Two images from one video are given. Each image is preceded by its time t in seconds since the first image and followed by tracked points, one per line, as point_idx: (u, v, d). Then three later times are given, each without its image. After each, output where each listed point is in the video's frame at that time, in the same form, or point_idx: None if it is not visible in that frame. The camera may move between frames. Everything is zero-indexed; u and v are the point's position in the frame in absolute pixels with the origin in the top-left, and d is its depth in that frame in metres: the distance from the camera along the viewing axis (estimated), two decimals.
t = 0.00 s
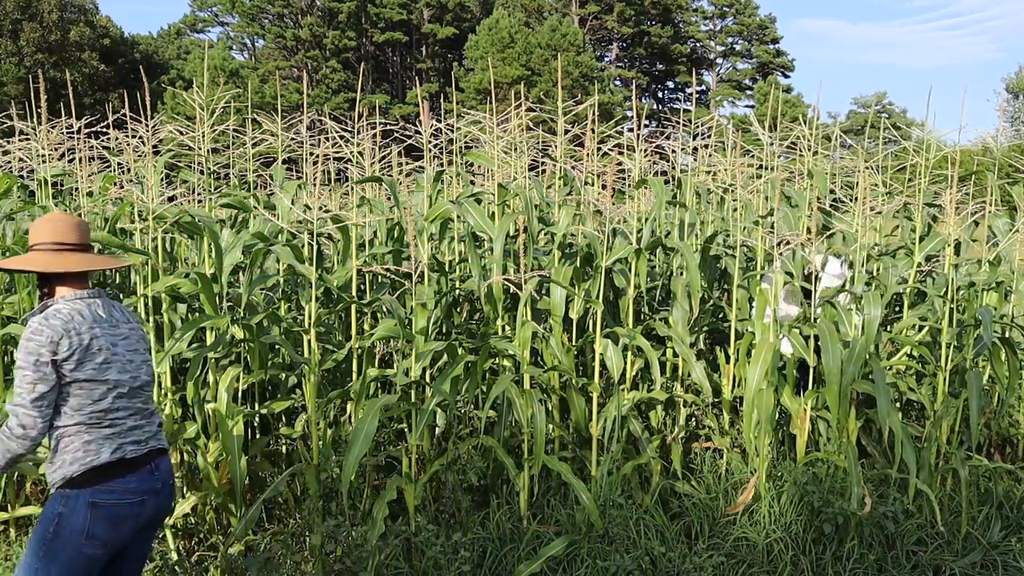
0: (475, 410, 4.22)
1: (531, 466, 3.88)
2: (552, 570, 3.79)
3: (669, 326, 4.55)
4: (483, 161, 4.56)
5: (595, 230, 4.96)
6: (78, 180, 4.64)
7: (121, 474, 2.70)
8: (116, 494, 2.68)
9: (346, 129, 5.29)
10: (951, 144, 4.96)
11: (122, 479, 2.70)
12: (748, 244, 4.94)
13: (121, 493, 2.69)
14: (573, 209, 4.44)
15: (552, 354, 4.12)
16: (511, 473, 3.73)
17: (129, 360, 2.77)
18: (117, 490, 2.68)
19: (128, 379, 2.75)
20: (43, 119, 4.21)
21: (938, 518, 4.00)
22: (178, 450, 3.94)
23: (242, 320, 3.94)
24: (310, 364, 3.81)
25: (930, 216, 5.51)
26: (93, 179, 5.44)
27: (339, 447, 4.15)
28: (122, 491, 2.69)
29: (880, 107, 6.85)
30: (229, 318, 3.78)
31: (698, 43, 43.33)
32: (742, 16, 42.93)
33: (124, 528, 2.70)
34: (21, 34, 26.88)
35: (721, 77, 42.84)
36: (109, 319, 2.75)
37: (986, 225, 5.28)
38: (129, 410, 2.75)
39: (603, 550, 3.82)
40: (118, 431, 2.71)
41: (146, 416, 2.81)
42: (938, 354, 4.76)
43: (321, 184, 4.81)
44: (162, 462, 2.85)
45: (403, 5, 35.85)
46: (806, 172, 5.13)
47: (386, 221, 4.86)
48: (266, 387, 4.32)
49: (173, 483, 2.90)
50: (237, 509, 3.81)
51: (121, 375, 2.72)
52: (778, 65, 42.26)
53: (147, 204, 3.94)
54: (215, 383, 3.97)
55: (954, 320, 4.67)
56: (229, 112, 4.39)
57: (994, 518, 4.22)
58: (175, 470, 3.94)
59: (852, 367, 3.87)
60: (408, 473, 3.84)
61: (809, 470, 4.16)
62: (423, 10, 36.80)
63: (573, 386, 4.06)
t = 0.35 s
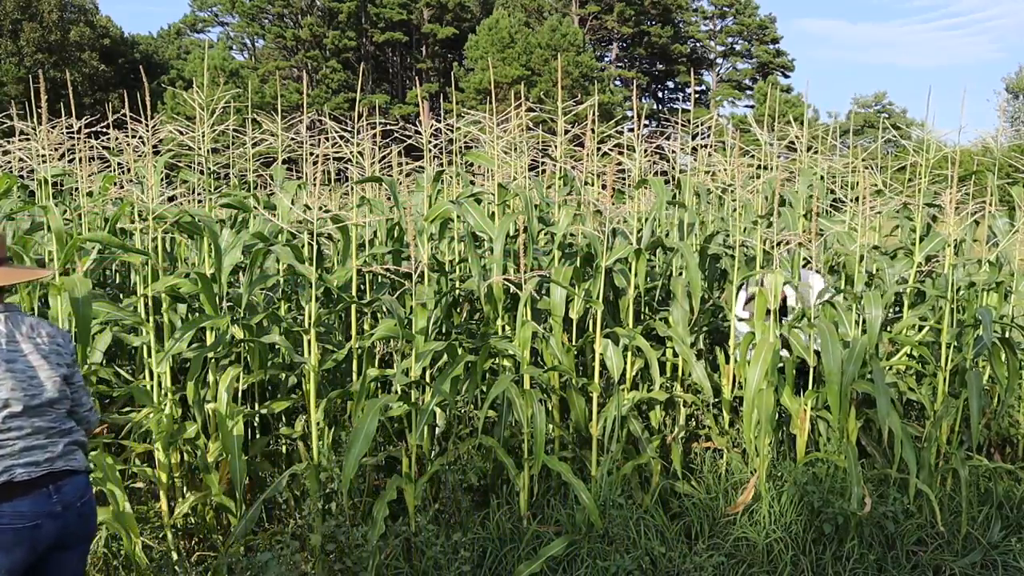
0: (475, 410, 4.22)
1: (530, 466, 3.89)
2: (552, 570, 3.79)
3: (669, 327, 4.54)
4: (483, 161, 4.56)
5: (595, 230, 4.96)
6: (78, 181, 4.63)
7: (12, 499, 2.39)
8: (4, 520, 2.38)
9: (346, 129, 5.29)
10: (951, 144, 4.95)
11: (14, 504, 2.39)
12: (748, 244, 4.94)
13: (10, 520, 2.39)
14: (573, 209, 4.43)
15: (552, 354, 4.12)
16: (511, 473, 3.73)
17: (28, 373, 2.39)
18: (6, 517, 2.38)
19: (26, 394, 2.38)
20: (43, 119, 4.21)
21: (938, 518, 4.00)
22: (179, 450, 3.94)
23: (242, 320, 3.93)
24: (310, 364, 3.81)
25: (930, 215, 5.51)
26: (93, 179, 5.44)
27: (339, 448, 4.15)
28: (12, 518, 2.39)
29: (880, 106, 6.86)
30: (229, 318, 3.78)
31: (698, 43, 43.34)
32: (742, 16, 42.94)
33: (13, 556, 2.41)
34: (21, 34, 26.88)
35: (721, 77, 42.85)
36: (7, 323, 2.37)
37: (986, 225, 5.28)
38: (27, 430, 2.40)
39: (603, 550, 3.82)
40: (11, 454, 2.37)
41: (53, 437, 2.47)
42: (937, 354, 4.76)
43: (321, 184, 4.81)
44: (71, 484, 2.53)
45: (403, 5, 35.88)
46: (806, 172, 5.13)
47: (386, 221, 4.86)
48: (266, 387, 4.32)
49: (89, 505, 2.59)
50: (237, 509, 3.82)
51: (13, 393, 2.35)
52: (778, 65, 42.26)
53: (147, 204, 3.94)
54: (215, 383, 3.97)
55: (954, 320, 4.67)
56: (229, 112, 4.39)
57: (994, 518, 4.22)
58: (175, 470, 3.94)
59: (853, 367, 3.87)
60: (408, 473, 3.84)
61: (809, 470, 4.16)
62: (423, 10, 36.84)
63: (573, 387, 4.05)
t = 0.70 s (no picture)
0: (475, 410, 4.22)
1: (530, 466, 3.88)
2: (552, 570, 3.79)
3: (669, 327, 4.54)
4: (483, 161, 4.55)
5: (596, 230, 4.96)
6: (78, 181, 4.64)
7: None
8: None
9: (346, 130, 5.29)
10: (951, 144, 4.95)
11: None
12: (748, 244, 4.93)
13: None
14: (573, 209, 4.42)
15: (552, 354, 4.12)
16: (511, 473, 3.73)
17: None
18: None
19: None
20: (43, 118, 4.21)
21: (938, 518, 4.00)
22: (179, 450, 3.94)
23: (242, 320, 3.93)
24: (311, 364, 3.81)
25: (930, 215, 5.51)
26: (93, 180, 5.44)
27: (339, 448, 4.15)
28: None
29: (880, 106, 6.85)
30: (229, 318, 3.78)
31: (698, 43, 43.34)
32: (742, 16, 42.94)
33: None
34: (21, 34, 26.88)
35: (721, 77, 42.86)
36: None
37: (986, 225, 5.28)
38: None
39: (603, 550, 3.81)
40: None
41: (0, 425, 2.61)
42: (938, 354, 4.76)
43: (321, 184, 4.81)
44: (2, 486, 2.58)
45: (403, 5, 35.91)
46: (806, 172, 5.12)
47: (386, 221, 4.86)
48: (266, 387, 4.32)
49: (17, 511, 2.62)
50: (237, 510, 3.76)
51: None
52: (778, 65, 42.27)
53: (147, 204, 3.93)
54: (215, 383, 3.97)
55: (954, 320, 4.67)
56: (229, 112, 4.39)
57: (994, 518, 4.22)
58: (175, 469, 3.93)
59: (853, 367, 3.87)
60: (408, 473, 3.84)
61: (809, 470, 4.16)
62: (423, 10, 36.87)
63: (573, 387, 4.05)
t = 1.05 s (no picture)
0: (475, 410, 4.22)
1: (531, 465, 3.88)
2: (552, 570, 3.79)
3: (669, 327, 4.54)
4: (483, 161, 4.55)
5: (595, 230, 4.96)
6: (78, 180, 4.64)
7: None
8: None
9: (346, 130, 5.29)
10: (951, 144, 4.95)
11: None
12: (748, 243, 4.94)
13: None
14: (573, 209, 4.42)
15: (552, 354, 4.11)
16: (511, 473, 3.73)
17: None
18: None
19: None
20: (44, 118, 4.21)
21: (938, 518, 4.00)
22: (179, 450, 3.94)
23: (242, 320, 3.93)
24: (310, 364, 3.81)
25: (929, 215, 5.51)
26: (92, 179, 5.44)
27: (339, 448, 4.15)
28: None
29: (879, 107, 6.86)
30: (229, 318, 3.78)
31: (698, 43, 43.33)
32: (742, 16, 42.94)
33: None
34: (21, 34, 26.86)
35: (721, 77, 42.86)
36: None
37: (986, 225, 5.28)
38: None
39: (603, 550, 3.81)
40: None
41: None
42: (937, 354, 4.76)
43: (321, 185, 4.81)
44: None
45: (403, 5, 35.94)
46: (805, 172, 5.12)
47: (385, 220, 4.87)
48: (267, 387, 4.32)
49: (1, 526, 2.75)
50: (237, 510, 3.74)
51: None
52: (778, 65, 42.26)
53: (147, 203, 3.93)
54: (215, 383, 3.97)
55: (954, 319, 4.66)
56: (229, 112, 4.38)
57: (994, 518, 4.22)
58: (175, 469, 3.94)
59: (853, 367, 3.87)
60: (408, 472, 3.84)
61: (809, 469, 4.16)
62: (423, 10, 36.91)
63: (573, 387, 4.05)
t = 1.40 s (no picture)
0: (475, 410, 4.22)
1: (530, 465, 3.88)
2: (552, 570, 3.79)
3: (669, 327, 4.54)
4: (483, 161, 4.55)
5: (595, 230, 4.96)
6: (77, 181, 4.63)
7: None
8: None
9: (346, 130, 5.29)
10: (951, 144, 4.95)
11: None
12: (748, 243, 4.94)
13: None
14: (573, 209, 4.42)
15: (552, 354, 4.10)
16: (511, 473, 3.73)
17: None
18: None
19: None
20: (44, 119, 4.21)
21: (938, 518, 4.00)
22: (179, 450, 3.94)
23: (242, 320, 3.93)
24: (310, 364, 3.81)
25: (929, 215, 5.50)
26: (92, 179, 5.44)
27: (339, 448, 4.15)
28: None
29: (879, 107, 6.86)
30: (229, 318, 3.78)
31: (698, 43, 43.32)
32: (742, 16, 42.93)
33: None
34: (21, 34, 26.85)
35: (721, 77, 42.86)
36: None
37: (986, 225, 5.27)
38: None
39: (603, 550, 3.81)
40: None
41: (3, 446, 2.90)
42: (937, 354, 4.76)
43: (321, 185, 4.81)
44: None
45: (402, 5, 35.95)
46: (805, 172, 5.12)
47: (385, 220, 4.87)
48: (267, 387, 4.32)
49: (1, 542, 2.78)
50: (237, 510, 3.74)
51: None
52: (778, 65, 42.25)
53: (147, 203, 3.93)
54: (215, 383, 3.97)
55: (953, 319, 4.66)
56: (229, 112, 4.38)
57: (994, 518, 4.22)
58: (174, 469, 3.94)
59: (852, 367, 3.87)
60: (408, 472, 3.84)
61: (809, 469, 4.16)
62: (423, 10, 36.93)
63: (573, 387, 4.05)
